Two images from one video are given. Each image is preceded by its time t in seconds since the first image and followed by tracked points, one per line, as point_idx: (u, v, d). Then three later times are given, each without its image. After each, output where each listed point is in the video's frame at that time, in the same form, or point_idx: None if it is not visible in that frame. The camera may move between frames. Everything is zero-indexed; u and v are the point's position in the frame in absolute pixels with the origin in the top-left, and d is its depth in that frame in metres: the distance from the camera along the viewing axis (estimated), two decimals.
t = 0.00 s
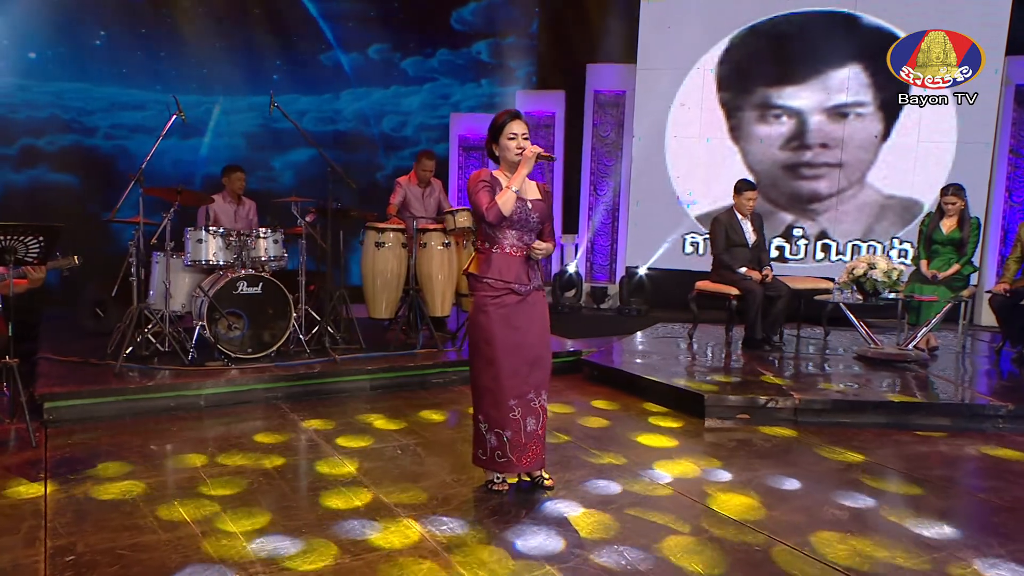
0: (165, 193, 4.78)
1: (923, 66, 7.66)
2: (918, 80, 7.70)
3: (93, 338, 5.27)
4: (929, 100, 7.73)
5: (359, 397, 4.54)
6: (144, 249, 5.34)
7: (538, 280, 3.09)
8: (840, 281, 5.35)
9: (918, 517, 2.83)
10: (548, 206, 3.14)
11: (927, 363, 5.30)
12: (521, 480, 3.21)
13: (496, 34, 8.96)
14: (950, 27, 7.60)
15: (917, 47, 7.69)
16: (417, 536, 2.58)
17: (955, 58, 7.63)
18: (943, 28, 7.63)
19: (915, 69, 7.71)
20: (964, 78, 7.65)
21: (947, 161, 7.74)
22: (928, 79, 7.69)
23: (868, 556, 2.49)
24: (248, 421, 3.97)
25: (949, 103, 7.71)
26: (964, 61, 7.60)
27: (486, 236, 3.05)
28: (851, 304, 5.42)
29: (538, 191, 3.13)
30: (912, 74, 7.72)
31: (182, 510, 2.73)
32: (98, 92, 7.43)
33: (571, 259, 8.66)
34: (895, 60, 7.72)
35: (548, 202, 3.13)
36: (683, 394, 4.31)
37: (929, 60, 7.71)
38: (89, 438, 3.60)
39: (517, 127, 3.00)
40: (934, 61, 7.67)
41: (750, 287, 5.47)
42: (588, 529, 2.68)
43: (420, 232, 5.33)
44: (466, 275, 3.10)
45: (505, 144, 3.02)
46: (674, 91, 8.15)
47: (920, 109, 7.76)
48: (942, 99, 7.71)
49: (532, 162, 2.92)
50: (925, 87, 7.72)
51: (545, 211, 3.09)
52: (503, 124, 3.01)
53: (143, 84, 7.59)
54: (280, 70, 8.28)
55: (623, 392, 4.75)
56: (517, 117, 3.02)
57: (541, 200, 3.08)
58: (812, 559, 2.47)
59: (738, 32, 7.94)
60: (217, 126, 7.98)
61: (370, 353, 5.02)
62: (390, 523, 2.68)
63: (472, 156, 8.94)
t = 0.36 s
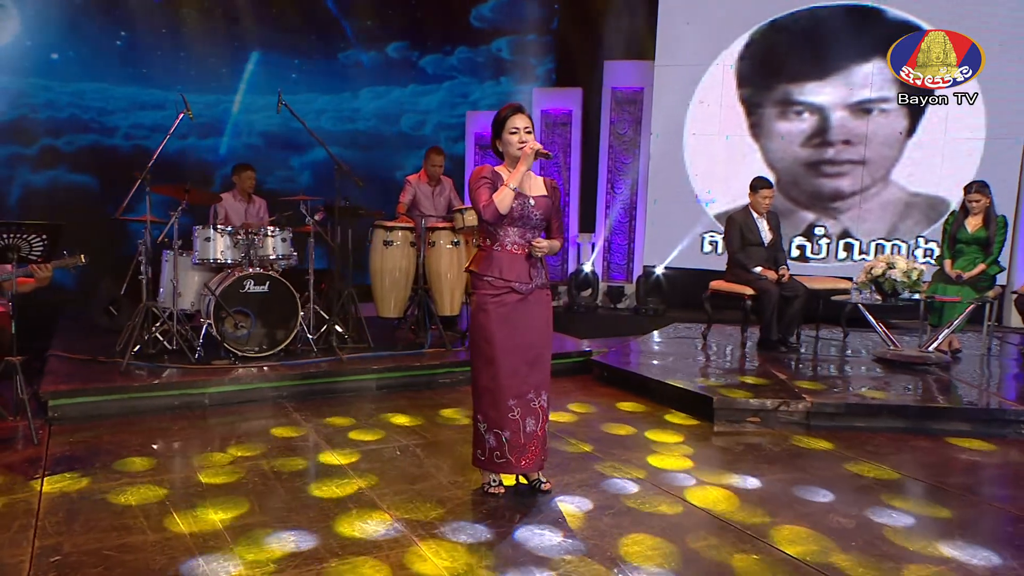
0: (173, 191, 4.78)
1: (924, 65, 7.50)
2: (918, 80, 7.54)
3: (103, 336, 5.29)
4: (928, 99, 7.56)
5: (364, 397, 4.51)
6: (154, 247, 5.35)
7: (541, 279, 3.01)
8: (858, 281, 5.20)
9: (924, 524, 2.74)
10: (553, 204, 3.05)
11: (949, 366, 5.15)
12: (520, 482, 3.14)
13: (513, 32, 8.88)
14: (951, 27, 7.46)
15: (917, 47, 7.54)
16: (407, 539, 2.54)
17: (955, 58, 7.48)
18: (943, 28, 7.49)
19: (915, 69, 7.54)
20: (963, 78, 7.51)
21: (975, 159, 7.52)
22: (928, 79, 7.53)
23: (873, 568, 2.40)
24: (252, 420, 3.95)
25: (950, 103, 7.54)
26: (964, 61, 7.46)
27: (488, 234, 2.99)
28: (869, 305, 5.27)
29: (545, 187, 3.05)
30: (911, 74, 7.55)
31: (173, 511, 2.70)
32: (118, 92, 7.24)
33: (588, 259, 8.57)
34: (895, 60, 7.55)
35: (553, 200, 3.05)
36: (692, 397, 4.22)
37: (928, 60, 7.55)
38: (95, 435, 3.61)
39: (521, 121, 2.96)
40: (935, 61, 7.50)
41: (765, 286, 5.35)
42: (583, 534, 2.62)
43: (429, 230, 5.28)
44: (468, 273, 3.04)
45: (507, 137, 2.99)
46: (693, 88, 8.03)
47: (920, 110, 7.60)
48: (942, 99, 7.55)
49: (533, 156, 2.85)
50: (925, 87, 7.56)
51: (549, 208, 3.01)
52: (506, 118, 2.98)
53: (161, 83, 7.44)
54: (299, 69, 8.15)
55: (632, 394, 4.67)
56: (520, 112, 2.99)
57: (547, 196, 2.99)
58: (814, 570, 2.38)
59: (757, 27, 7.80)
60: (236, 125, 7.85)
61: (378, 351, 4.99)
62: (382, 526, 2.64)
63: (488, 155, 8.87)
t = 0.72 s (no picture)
0: (184, 189, 4.81)
1: (924, 65, 7.37)
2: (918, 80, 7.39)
3: (117, 334, 5.33)
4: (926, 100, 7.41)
5: (372, 397, 4.49)
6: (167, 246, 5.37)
7: (546, 279, 2.89)
8: (879, 281, 5.06)
9: (933, 533, 2.64)
10: (559, 203, 2.95)
11: (972, 370, 4.99)
12: (518, 484, 3.08)
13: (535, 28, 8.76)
14: (952, 27, 7.32)
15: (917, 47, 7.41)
16: (397, 543, 2.50)
17: (955, 58, 7.34)
18: (943, 28, 7.36)
19: (915, 70, 7.40)
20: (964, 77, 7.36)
21: (1005, 156, 7.31)
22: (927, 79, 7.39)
23: None
24: (254, 419, 3.94)
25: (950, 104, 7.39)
26: (964, 61, 7.32)
27: (493, 233, 2.92)
28: (891, 306, 5.13)
29: (551, 186, 2.95)
30: (911, 74, 7.41)
31: (166, 511, 2.69)
32: (142, 93, 7.24)
33: (606, 260, 8.48)
34: (895, 60, 7.42)
35: (560, 199, 2.95)
36: (702, 399, 4.12)
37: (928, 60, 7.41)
38: (103, 435, 3.64)
39: (525, 118, 2.89)
40: (934, 61, 7.37)
41: (782, 286, 5.24)
42: (577, 538, 2.58)
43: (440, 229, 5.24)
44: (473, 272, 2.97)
45: (511, 135, 2.92)
46: (713, 85, 7.90)
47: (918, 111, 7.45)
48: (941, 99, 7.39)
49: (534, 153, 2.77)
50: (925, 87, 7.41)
51: (554, 206, 2.91)
52: (510, 115, 2.91)
53: (186, 85, 7.40)
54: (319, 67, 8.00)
55: (642, 396, 4.58)
56: (525, 108, 2.92)
57: (552, 194, 2.91)
58: None
59: (779, 22, 7.66)
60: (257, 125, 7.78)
61: (387, 351, 4.97)
62: (373, 529, 2.60)
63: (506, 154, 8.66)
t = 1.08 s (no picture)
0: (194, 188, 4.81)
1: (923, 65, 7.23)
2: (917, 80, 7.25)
3: (132, 332, 5.38)
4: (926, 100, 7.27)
5: (379, 397, 4.48)
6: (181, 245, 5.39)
7: (548, 280, 2.72)
8: (898, 282, 4.93)
9: (940, 544, 2.54)
10: (562, 203, 2.80)
11: (996, 374, 4.84)
12: (518, 488, 2.98)
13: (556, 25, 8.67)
14: (952, 26, 7.17)
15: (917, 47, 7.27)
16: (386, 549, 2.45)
17: (955, 58, 7.20)
18: (943, 27, 7.21)
19: (915, 69, 7.27)
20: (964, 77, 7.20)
21: None
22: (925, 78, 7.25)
23: None
24: (259, 417, 3.95)
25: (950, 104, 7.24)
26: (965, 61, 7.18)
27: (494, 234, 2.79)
28: (911, 308, 5.01)
29: (554, 185, 2.79)
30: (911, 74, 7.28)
31: (160, 510, 2.70)
32: (167, 93, 7.26)
33: (624, 259, 8.41)
34: (895, 60, 7.28)
35: (562, 199, 2.79)
36: (711, 401, 4.04)
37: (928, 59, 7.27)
38: (111, 432, 3.68)
39: (528, 116, 2.78)
40: (934, 61, 7.24)
41: (798, 287, 5.12)
42: (571, 543, 2.53)
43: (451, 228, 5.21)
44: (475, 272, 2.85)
45: (513, 134, 2.82)
46: (734, 82, 7.78)
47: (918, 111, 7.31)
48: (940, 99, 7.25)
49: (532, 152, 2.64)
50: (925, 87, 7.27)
51: (557, 206, 2.74)
52: (514, 113, 2.80)
53: (207, 85, 7.42)
54: (339, 67, 7.95)
55: (652, 397, 4.50)
56: (529, 107, 2.80)
57: (554, 194, 2.75)
58: None
59: (800, 18, 7.51)
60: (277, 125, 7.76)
61: (396, 350, 4.95)
62: (363, 534, 2.56)
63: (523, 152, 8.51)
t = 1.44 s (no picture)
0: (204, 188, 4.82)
1: (925, 66, 7.11)
2: (917, 81, 7.14)
3: (146, 330, 5.43)
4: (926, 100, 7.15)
5: (386, 397, 4.46)
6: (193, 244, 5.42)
7: (544, 282, 2.66)
8: (917, 282, 4.81)
9: (945, 553, 2.45)
10: (561, 203, 2.71)
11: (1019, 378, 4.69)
12: (512, 491, 2.92)
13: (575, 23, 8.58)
14: (952, 26, 7.04)
15: (918, 47, 7.15)
16: (373, 551, 2.42)
17: (955, 58, 7.06)
18: (944, 27, 7.08)
19: (915, 69, 7.15)
20: (966, 77, 7.06)
21: None
22: (927, 79, 7.13)
23: None
24: (264, 417, 3.95)
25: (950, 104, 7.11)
26: (966, 61, 7.04)
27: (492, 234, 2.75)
28: (931, 309, 4.88)
29: (552, 185, 2.71)
30: (912, 74, 7.17)
31: (154, 509, 2.70)
32: (187, 94, 7.31)
33: (641, 258, 8.31)
34: (894, 60, 7.19)
35: (561, 199, 2.70)
36: (719, 404, 3.96)
37: (930, 59, 7.14)
38: (118, 428, 3.72)
39: (523, 115, 2.68)
40: (934, 61, 7.10)
41: (814, 287, 5.01)
42: (564, 546, 2.48)
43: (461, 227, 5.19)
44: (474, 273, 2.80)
45: (510, 132, 2.73)
46: (754, 79, 7.63)
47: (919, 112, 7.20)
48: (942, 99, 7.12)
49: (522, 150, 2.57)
50: (925, 87, 7.16)
51: (554, 206, 2.67)
52: (510, 112, 2.71)
53: (227, 86, 7.48)
54: (358, 66, 7.96)
55: (660, 400, 4.43)
56: (526, 105, 2.71)
57: (551, 194, 2.67)
58: None
59: (822, 13, 7.34)
60: (295, 125, 7.79)
61: (404, 350, 4.94)
62: (352, 536, 2.52)
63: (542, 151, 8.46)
